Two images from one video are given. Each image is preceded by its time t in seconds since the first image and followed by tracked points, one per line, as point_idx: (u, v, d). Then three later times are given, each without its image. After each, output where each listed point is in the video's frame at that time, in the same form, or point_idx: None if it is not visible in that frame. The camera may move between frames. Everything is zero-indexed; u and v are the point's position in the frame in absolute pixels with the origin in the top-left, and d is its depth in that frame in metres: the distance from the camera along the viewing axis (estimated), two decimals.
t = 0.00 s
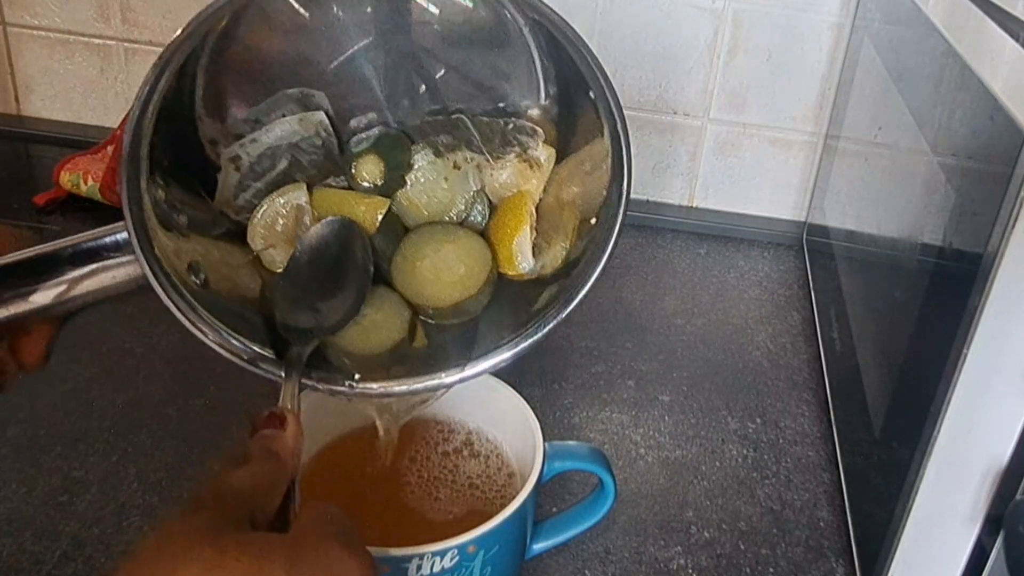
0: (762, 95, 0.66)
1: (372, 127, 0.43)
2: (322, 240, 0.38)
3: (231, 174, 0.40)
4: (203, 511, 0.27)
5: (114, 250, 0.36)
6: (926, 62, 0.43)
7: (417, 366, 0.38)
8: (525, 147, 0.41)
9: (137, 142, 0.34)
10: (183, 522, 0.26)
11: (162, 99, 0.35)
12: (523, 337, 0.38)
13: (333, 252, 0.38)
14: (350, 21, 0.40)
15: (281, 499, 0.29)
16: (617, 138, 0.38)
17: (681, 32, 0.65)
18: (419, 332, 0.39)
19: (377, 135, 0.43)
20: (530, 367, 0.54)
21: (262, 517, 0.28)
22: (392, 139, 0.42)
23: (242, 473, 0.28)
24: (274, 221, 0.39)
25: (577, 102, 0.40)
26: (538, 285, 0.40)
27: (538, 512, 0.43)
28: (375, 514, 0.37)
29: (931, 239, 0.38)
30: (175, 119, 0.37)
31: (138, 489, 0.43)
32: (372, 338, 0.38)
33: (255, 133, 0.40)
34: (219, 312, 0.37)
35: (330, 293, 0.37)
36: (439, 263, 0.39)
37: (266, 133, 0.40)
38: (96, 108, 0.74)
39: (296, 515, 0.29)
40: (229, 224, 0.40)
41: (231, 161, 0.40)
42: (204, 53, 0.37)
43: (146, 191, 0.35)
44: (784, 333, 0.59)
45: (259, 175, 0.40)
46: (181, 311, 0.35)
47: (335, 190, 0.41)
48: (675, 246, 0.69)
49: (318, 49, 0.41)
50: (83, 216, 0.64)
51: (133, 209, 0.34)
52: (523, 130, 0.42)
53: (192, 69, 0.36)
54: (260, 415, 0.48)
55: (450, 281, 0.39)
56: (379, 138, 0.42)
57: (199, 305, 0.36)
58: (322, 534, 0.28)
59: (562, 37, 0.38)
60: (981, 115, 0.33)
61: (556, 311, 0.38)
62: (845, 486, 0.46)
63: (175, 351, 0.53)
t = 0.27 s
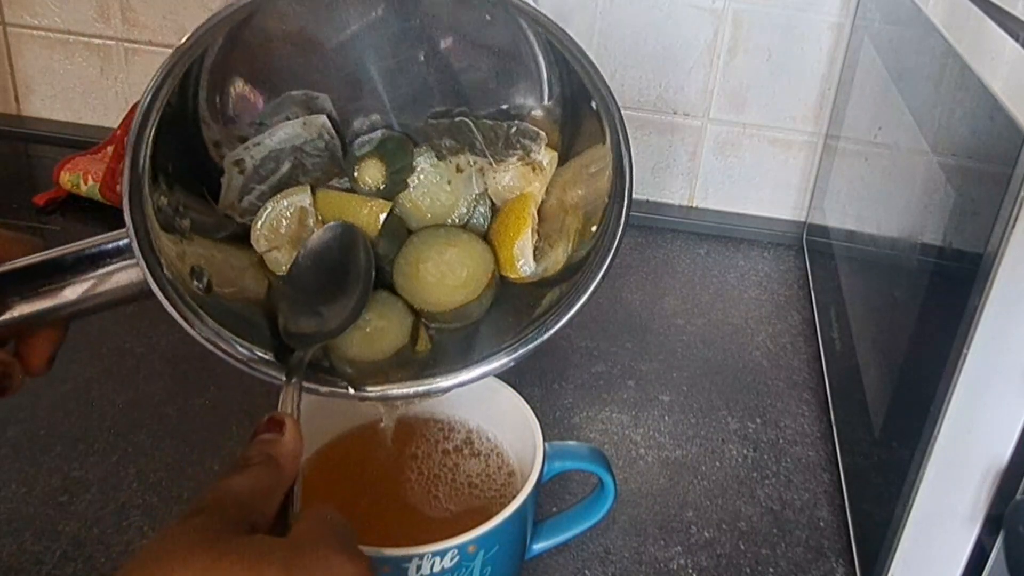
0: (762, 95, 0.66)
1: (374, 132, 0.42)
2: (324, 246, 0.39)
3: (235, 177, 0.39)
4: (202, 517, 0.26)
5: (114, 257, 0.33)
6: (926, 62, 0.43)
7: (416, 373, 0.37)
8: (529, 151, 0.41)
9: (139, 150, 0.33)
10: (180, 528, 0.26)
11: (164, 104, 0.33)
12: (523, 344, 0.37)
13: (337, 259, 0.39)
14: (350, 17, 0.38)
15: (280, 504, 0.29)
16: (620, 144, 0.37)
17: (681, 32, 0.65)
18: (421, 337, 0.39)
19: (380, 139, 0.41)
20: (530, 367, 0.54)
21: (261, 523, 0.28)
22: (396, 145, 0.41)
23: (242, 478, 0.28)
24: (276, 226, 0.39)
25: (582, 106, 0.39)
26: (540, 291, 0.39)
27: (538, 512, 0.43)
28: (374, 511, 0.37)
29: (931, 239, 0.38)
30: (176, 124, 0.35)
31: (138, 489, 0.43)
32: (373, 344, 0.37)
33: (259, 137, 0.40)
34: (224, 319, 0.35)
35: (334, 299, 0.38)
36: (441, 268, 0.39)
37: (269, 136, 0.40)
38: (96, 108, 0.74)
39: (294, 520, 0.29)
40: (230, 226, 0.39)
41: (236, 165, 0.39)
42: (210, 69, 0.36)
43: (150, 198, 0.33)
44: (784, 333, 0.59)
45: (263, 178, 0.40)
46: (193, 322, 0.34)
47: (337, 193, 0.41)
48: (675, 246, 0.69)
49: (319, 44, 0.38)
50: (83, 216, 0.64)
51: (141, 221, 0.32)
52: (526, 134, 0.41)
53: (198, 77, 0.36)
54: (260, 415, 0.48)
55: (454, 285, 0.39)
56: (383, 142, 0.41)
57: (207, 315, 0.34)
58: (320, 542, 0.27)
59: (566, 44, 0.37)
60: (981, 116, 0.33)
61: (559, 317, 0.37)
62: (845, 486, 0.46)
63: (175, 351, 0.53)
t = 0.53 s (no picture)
0: (762, 95, 0.66)
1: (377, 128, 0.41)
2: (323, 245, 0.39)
3: (234, 173, 0.39)
4: (196, 521, 0.26)
5: (110, 258, 0.33)
6: (927, 62, 0.43)
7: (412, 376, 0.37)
8: (529, 151, 0.40)
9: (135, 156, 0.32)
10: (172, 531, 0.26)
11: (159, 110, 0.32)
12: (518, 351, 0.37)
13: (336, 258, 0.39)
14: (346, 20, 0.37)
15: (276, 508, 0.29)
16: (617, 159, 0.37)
17: (682, 32, 0.65)
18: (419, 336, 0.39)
19: (380, 135, 0.41)
20: (530, 367, 0.54)
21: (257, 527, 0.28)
22: (396, 140, 0.41)
23: (237, 481, 0.28)
24: (275, 219, 0.39)
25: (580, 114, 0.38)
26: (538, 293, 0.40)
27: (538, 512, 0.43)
28: (373, 511, 0.37)
29: (931, 239, 0.38)
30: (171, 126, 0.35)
31: (138, 489, 0.43)
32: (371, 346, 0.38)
33: (257, 133, 0.40)
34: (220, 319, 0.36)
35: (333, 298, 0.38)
36: (439, 268, 0.39)
37: (268, 132, 0.40)
38: (96, 108, 0.74)
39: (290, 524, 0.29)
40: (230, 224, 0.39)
41: (235, 161, 0.39)
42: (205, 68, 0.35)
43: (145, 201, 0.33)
44: (784, 333, 0.59)
45: (262, 174, 0.40)
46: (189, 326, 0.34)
47: (337, 189, 0.41)
48: (675, 246, 0.69)
49: (318, 44, 0.38)
50: (83, 216, 0.64)
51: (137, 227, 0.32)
52: (527, 132, 0.40)
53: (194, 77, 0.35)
54: (260, 415, 0.48)
55: (452, 284, 0.39)
56: (384, 139, 0.41)
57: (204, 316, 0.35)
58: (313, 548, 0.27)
59: (562, 50, 0.34)
60: (981, 115, 0.33)
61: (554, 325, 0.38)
62: (845, 486, 0.46)
63: (175, 351, 0.53)
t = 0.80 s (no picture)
0: (762, 95, 0.66)
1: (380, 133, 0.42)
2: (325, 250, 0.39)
3: (235, 178, 0.39)
4: (195, 527, 0.26)
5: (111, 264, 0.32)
6: (926, 62, 0.43)
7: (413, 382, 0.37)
8: (529, 157, 0.40)
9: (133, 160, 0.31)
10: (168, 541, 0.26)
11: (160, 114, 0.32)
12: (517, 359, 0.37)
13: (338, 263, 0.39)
14: (346, 24, 0.38)
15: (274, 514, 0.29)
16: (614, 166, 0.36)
17: (681, 32, 0.65)
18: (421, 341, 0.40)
19: (382, 140, 0.41)
20: (530, 367, 0.54)
21: (256, 533, 0.28)
22: (398, 145, 0.41)
23: (235, 487, 0.28)
24: (277, 223, 0.39)
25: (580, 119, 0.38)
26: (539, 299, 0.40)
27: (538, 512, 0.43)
28: (373, 510, 0.37)
29: (931, 239, 0.37)
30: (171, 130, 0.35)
31: (138, 489, 0.43)
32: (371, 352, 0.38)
33: (257, 139, 0.39)
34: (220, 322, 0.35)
35: (334, 304, 0.38)
36: (439, 275, 0.38)
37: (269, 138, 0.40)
38: (96, 108, 0.74)
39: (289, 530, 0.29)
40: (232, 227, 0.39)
41: (235, 166, 0.39)
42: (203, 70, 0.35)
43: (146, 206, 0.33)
44: (784, 333, 0.59)
45: (264, 178, 0.40)
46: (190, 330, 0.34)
47: (338, 195, 0.40)
48: (675, 246, 0.69)
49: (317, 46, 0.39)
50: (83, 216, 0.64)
51: (138, 233, 0.32)
52: (528, 138, 0.40)
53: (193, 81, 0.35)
54: (260, 416, 0.48)
55: (452, 290, 0.38)
56: (385, 144, 0.41)
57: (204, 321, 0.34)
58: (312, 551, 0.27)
59: (564, 65, 0.34)
60: (980, 116, 0.33)
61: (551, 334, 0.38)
62: (845, 486, 0.46)
63: (175, 351, 0.53)
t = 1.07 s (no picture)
0: (762, 95, 0.66)
1: (380, 135, 0.42)
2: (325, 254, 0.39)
3: (236, 182, 0.39)
4: (196, 530, 0.26)
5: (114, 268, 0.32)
6: (927, 62, 0.43)
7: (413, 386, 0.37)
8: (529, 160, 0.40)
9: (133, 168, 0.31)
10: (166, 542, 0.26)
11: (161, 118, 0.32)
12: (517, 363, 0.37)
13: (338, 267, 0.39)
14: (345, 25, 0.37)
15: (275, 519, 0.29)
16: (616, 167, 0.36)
17: (681, 32, 0.65)
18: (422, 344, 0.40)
19: (382, 144, 0.41)
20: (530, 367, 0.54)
21: (256, 537, 0.28)
22: (398, 148, 0.41)
23: (236, 492, 0.28)
24: (277, 226, 0.39)
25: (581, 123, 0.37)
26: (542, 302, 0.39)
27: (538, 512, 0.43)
28: (373, 510, 0.37)
29: (931, 239, 0.37)
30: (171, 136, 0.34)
31: (138, 489, 0.43)
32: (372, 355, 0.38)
33: (258, 144, 0.40)
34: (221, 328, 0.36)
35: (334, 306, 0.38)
36: (440, 278, 0.39)
37: (269, 142, 0.40)
38: (96, 108, 0.74)
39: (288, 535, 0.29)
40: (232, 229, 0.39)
41: (235, 170, 0.39)
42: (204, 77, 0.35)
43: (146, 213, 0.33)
44: (784, 333, 0.59)
45: (265, 182, 0.40)
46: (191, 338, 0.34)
47: (339, 198, 0.41)
48: (675, 246, 0.69)
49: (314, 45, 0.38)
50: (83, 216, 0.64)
51: (139, 238, 0.32)
52: (528, 141, 0.39)
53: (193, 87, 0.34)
54: (260, 416, 0.48)
55: (453, 293, 0.39)
56: (385, 147, 0.41)
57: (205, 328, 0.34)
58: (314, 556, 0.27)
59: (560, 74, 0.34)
60: (980, 116, 0.33)
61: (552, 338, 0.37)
62: (845, 486, 0.46)
63: (175, 351, 0.53)
